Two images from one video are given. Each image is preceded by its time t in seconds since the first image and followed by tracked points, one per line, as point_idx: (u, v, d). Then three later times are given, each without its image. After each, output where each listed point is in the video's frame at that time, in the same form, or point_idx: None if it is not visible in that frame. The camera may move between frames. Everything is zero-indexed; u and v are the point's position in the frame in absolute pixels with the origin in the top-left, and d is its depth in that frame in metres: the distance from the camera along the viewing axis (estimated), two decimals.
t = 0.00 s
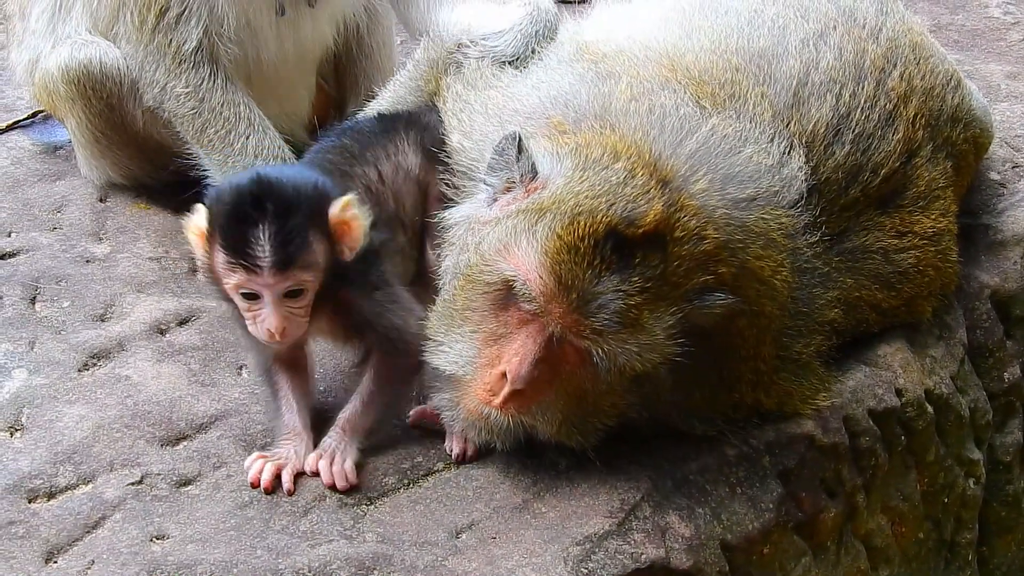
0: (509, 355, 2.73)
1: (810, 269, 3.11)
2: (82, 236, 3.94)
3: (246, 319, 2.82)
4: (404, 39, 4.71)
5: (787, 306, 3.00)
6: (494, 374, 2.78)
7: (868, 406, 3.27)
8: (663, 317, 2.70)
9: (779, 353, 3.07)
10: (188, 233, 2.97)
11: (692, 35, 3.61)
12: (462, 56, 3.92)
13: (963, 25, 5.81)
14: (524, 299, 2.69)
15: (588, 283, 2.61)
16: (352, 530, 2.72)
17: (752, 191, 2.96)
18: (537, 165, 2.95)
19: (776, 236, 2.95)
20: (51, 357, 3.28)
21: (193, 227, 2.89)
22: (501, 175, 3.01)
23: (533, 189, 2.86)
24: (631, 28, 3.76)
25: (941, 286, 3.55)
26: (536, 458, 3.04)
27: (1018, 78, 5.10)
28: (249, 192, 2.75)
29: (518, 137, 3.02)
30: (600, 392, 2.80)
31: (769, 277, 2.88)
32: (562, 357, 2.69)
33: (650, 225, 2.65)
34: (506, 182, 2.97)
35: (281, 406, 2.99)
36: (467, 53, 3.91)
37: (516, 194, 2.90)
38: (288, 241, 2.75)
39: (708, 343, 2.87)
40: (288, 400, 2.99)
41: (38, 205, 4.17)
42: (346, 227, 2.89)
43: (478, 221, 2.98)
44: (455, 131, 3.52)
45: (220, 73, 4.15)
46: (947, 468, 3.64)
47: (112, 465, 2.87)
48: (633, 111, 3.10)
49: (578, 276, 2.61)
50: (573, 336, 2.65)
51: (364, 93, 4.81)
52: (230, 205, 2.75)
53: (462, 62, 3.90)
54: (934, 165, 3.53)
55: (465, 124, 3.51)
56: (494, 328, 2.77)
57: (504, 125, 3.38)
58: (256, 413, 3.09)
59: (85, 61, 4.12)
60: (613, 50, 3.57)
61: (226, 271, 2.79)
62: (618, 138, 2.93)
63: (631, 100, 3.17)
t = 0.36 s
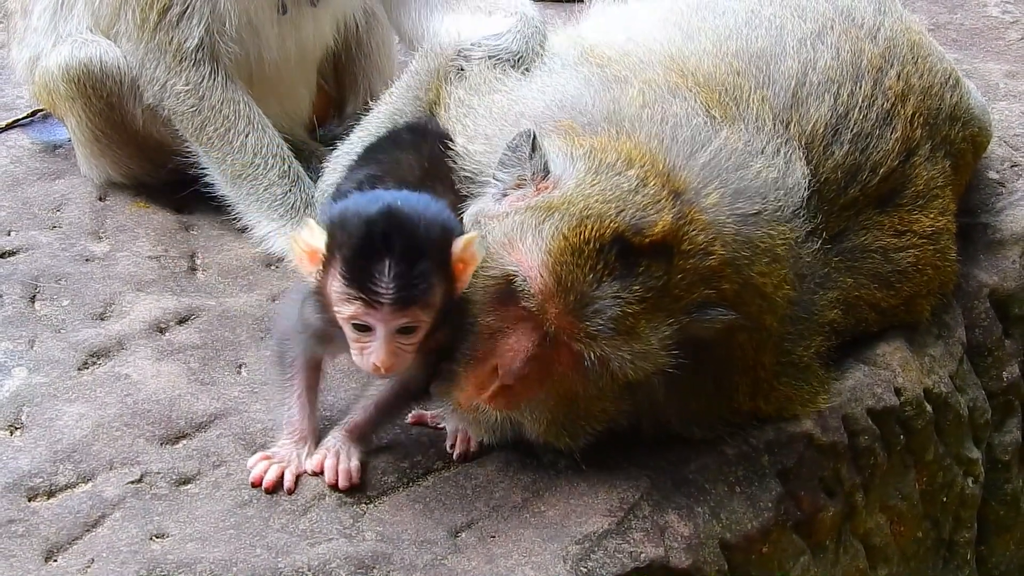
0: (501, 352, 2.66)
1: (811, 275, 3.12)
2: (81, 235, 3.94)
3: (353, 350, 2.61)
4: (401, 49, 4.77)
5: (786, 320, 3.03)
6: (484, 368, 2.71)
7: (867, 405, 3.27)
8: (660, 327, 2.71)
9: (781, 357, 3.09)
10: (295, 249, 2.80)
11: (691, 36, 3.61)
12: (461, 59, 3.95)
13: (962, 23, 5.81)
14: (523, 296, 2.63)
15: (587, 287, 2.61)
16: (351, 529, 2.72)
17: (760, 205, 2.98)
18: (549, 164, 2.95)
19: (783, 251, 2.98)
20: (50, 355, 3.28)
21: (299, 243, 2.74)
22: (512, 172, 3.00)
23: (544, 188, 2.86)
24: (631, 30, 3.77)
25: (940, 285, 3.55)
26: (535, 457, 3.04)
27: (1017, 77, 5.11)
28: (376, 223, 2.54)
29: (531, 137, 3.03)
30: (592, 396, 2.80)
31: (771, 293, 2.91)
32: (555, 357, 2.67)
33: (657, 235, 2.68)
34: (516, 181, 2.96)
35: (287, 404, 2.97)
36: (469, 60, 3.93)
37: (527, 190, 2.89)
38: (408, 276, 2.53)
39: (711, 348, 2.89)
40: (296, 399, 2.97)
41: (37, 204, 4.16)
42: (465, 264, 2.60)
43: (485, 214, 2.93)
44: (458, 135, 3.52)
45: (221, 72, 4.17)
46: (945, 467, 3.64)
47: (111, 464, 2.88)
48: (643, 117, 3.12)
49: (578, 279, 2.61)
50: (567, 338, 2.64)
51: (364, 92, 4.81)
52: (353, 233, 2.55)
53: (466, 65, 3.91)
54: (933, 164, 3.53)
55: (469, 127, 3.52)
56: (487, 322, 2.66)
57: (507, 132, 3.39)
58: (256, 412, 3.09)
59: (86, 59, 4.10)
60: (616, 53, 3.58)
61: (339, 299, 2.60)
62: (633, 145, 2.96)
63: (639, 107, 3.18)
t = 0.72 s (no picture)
0: (495, 350, 2.63)
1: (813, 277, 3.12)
2: (83, 234, 3.94)
3: (368, 360, 2.56)
4: (400, 55, 4.77)
5: (789, 321, 3.03)
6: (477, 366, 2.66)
7: (869, 404, 3.27)
8: (656, 335, 2.71)
9: (784, 357, 3.09)
10: (298, 260, 2.72)
11: (693, 35, 3.61)
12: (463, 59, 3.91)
13: (965, 23, 5.81)
14: (521, 295, 2.63)
15: (584, 292, 2.61)
16: (353, 528, 2.72)
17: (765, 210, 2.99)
18: (558, 164, 2.96)
19: (786, 263, 2.99)
20: (52, 354, 3.28)
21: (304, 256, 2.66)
22: (520, 170, 2.99)
23: (550, 187, 2.87)
24: (634, 31, 3.76)
25: (942, 284, 3.55)
26: (537, 456, 3.04)
27: (1019, 76, 5.10)
28: (397, 230, 2.49)
29: (542, 133, 3.06)
30: (585, 399, 2.80)
31: (772, 304, 2.92)
32: (550, 359, 2.67)
33: (661, 245, 2.69)
34: (524, 178, 2.97)
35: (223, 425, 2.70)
36: (468, 61, 3.90)
37: (533, 189, 2.89)
38: (428, 283, 2.48)
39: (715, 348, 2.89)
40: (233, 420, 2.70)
41: (39, 202, 4.16)
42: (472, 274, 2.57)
43: (490, 210, 2.93)
44: (459, 139, 3.54)
45: (224, 72, 4.17)
46: (948, 466, 3.64)
47: (113, 463, 2.87)
48: (651, 124, 3.11)
49: (576, 284, 2.61)
50: (561, 341, 2.63)
51: (366, 93, 4.81)
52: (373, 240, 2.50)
53: (465, 64, 3.89)
54: (935, 163, 3.52)
55: (471, 130, 3.53)
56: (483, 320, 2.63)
57: (510, 135, 3.40)
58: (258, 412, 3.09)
59: (88, 58, 4.09)
60: (619, 55, 3.57)
61: (358, 309, 2.54)
62: (643, 152, 2.97)
63: (649, 113, 3.17)
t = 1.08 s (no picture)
0: (488, 334, 2.67)
1: (817, 277, 3.11)
2: (85, 235, 3.94)
3: (330, 363, 2.54)
4: (401, 57, 4.74)
5: (792, 320, 3.02)
6: (468, 349, 2.70)
7: (873, 404, 3.26)
8: (647, 341, 2.71)
9: (788, 357, 3.08)
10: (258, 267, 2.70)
11: (695, 35, 3.60)
12: (464, 62, 3.94)
13: (968, 22, 5.79)
14: (517, 284, 2.67)
15: (578, 290, 2.63)
16: (357, 528, 2.71)
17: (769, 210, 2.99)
18: (570, 159, 2.96)
19: (791, 271, 2.99)
20: (54, 356, 3.27)
21: (266, 257, 2.64)
22: (534, 161, 3.00)
23: (560, 181, 2.88)
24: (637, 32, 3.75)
25: (946, 282, 3.55)
26: (540, 455, 3.03)
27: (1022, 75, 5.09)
28: (363, 230, 2.51)
29: (558, 127, 3.06)
30: (574, 394, 2.81)
31: (775, 312, 2.91)
32: (538, 353, 2.68)
33: (663, 252, 2.68)
34: (535, 170, 2.98)
35: (219, 444, 2.72)
36: (472, 63, 3.92)
37: (544, 180, 2.91)
38: (394, 281, 2.50)
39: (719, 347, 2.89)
40: (229, 437, 2.72)
41: (40, 203, 4.15)
42: (437, 277, 2.65)
43: (499, 199, 2.97)
44: (462, 138, 3.51)
45: (225, 73, 4.16)
46: (951, 466, 3.63)
47: (115, 464, 2.87)
48: (660, 127, 3.10)
49: (572, 281, 2.62)
50: (550, 335, 2.65)
51: (369, 92, 4.80)
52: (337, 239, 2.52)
53: (470, 66, 3.91)
54: (938, 163, 3.52)
55: (472, 127, 3.52)
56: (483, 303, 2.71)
57: (513, 134, 3.38)
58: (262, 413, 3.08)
59: (89, 60, 4.08)
60: (621, 57, 3.56)
61: (319, 310, 2.54)
62: (656, 155, 2.94)
63: (660, 115, 3.16)
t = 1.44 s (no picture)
0: (483, 295, 2.74)
1: (811, 273, 3.11)
2: (80, 233, 3.94)
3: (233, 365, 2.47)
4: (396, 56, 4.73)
5: (789, 317, 3.01)
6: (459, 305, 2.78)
7: (867, 403, 3.27)
8: (634, 334, 2.77)
9: (784, 354, 3.09)
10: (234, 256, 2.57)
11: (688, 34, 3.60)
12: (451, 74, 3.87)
13: (963, 22, 5.80)
14: (519, 253, 2.79)
15: (576, 269, 2.70)
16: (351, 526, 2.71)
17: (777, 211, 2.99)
18: (600, 138, 3.00)
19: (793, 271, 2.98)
20: (48, 354, 3.27)
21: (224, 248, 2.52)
22: (563, 134, 3.05)
23: (585, 160, 2.92)
24: (631, 30, 3.75)
25: (940, 281, 3.55)
26: (535, 455, 3.04)
27: (1017, 75, 5.10)
28: (280, 250, 2.36)
29: (594, 106, 3.10)
30: (554, 372, 2.88)
31: (773, 303, 2.90)
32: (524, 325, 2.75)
33: (672, 250, 2.71)
34: (563, 143, 3.02)
35: (227, 445, 2.71)
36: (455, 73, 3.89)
37: (571, 156, 2.96)
38: (289, 315, 2.35)
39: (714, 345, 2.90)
40: (236, 439, 2.70)
41: (35, 202, 4.15)
42: (381, 328, 2.46)
43: (522, 164, 3.03)
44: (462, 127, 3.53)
45: (219, 70, 4.16)
46: (945, 465, 3.63)
47: (109, 462, 2.87)
48: (672, 120, 3.09)
49: (571, 259, 2.70)
50: (538, 309, 2.73)
51: (364, 92, 4.79)
52: (253, 251, 2.36)
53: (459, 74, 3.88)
54: (932, 161, 3.52)
55: (471, 119, 3.55)
56: (484, 265, 2.82)
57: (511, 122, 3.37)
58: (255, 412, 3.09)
59: (83, 58, 4.09)
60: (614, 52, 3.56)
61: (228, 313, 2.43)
62: (682, 150, 2.95)
63: (674, 110, 3.15)
